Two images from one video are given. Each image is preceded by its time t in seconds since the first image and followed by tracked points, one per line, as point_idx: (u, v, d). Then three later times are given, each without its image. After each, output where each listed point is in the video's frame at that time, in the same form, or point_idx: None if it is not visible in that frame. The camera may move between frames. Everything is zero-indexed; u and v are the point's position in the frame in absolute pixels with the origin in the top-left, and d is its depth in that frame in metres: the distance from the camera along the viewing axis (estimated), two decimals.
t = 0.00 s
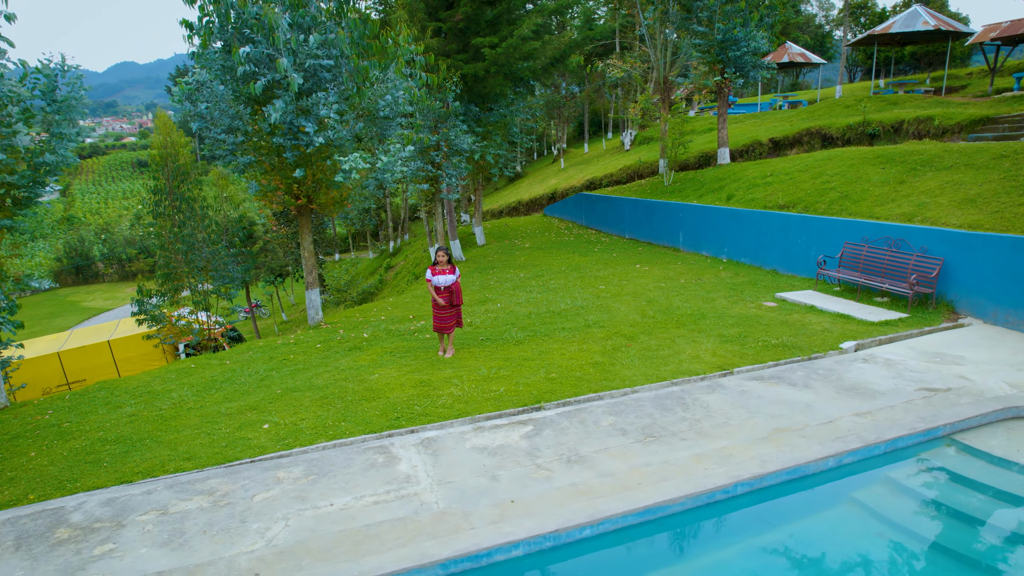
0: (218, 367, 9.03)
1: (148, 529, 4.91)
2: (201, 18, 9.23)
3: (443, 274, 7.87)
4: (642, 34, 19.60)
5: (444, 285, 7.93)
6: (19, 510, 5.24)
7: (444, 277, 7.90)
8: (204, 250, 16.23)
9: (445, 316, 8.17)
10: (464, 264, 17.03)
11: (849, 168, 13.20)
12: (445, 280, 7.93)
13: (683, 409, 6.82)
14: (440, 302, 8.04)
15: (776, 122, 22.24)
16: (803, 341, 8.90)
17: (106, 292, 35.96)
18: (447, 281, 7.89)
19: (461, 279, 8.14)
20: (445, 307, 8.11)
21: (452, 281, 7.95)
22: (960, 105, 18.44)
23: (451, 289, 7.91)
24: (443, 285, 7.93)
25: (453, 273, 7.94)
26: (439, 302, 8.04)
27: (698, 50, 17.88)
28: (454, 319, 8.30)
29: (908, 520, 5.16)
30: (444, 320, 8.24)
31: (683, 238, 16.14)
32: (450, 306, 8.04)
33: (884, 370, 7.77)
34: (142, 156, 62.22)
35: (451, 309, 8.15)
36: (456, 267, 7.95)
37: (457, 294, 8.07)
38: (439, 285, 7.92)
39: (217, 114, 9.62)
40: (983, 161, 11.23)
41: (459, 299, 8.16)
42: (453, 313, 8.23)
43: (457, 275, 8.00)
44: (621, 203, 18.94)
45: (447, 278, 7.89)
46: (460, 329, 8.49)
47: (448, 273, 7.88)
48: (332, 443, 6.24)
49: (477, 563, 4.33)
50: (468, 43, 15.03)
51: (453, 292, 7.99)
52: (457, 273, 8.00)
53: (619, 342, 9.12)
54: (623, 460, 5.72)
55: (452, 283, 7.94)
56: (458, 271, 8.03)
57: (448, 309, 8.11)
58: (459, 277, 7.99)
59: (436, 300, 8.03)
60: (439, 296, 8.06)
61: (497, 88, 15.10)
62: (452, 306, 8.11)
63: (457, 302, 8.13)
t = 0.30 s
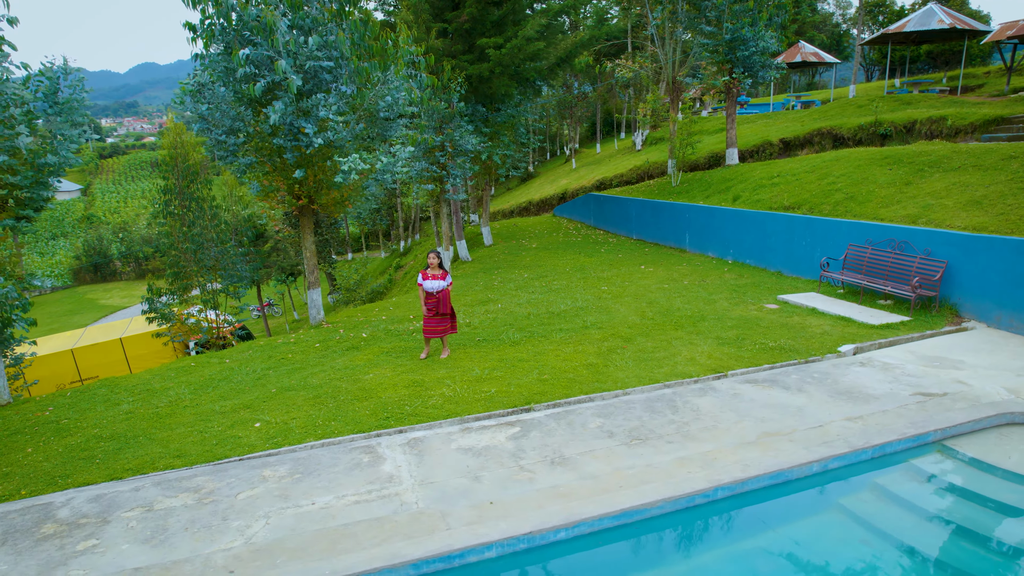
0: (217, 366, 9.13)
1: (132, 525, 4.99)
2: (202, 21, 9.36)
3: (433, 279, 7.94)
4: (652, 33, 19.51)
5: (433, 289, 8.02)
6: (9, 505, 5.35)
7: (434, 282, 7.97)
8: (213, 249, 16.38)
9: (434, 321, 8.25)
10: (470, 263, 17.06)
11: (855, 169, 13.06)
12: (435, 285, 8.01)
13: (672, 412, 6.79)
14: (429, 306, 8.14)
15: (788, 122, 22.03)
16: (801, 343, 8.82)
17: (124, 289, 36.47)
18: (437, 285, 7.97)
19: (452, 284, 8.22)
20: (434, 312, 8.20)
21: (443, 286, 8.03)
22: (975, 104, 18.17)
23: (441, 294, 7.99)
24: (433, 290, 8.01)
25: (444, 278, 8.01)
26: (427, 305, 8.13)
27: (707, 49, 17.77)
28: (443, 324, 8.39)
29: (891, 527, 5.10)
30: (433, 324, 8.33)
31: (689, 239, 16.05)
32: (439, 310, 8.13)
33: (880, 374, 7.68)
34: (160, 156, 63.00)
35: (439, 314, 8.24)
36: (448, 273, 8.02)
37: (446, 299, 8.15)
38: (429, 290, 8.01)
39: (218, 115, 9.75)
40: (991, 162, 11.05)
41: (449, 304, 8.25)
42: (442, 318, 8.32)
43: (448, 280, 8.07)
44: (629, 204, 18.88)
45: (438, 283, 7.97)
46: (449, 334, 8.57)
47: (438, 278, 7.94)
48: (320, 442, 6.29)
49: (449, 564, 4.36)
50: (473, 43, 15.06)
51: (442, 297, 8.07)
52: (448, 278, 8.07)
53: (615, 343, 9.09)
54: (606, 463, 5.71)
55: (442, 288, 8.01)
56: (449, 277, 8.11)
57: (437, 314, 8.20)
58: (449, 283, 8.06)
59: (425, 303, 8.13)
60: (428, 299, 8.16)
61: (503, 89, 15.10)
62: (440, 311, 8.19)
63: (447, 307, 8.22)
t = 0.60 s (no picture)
0: (217, 364, 9.25)
1: (117, 521, 5.07)
2: (205, 24, 9.49)
3: (418, 279, 8.18)
4: (661, 32, 19.40)
5: (418, 289, 8.26)
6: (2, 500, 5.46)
7: (420, 282, 8.21)
8: (222, 249, 16.56)
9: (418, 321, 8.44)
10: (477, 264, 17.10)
11: (862, 170, 12.92)
12: (421, 285, 8.23)
13: (662, 414, 6.76)
14: (415, 306, 8.35)
15: (800, 122, 21.80)
16: (800, 346, 8.73)
17: (141, 288, 36.98)
18: (419, 286, 8.19)
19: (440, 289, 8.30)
20: (421, 312, 8.38)
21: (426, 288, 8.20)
22: (991, 104, 17.86)
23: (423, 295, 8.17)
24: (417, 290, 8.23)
25: (429, 281, 8.18)
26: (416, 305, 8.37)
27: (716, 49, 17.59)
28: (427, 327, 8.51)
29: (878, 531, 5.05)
30: (422, 325, 8.50)
31: (696, 240, 15.95)
32: (421, 312, 8.27)
33: (877, 379, 7.58)
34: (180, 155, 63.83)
35: (422, 316, 8.39)
36: (433, 277, 8.16)
37: (426, 302, 8.28)
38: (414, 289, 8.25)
39: (220, 116, 9.88)
40: (1000, 163, 10.87)
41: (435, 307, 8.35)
42: (429, 320, 8.46)
43: (433, 283, 8.22)
44: (637, 204, 18.80)
45: (423, 283, 8.18)
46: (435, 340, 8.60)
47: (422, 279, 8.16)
48: (309, 441, 6.35)
49: (422, 564, 4.39)
50: (480, 44, 15.09)
51: (424, 298, 8.24)
52: (434, 282, 8.22)
53: (612, 345, 9.07)
54: (591, 465, 5.70)
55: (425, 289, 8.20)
56: (435, 280, 8.23)
57: (421, 315, 8.37)
58: (434, 286, 8.19)
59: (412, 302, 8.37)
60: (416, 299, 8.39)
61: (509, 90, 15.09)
62: (423, 313, 8.34)
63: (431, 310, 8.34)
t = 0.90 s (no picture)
0: (219, 363, 9.36)
1: (106, 517, 5.16)
2: (210, 27, 9.60)
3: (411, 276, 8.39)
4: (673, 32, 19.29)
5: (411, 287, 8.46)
6: None
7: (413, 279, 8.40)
8: (233, 248, 16.73)
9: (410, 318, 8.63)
10: (485, 264, 17.12)
11: (872, 172, 12.79)
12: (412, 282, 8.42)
13: (654, 417, 6.73)
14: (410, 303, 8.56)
15: (814, 123, 21.56)
16: (800, 350, 8.64)
17: (159, 285, 37.52)
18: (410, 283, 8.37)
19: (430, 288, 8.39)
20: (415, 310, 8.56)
21: (414, 285, 8.36)
22: (1009, 104, 17.54)
23: (410, 292, 8.31)
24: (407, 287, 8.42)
25: (419, 278, 8.34)
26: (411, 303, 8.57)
27: (727, 49, 17.45)
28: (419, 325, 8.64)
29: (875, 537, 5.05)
30: (417, 323, 8.66)
31: (704, 241, 15.85)
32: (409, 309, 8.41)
33: (875, 383, 7.49)
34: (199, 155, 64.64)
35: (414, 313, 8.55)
36: (422, 275, 8.31)
37: (414, 299, 8.42)
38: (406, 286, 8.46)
39: (224, 118, 10.00)
40: (1011, 165, 10.69)
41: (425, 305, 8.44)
42: (422, 318, 8.60)
43: (421, 281, 8.35)
44: (646, 205, 18.72)
45: (414, 280, 8.37)
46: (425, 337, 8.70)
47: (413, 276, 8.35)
48: (301, 440, 6.40)
49: (399, 564, 4.43)
50: (487, 45, 15.13)
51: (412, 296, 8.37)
52: (422, 279, 8.36)
53: (611, 347, 9.05)
54: (577, 468, 5.69)
55: (415, 287, 8.36)
56: (425, 278, 8.35)
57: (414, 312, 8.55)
58: (423, 284, 8.33)
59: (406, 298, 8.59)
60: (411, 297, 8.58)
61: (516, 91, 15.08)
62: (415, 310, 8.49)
63: (421, 308, 8.45)
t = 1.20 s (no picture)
0: (224, 361, 9.50)
1: (100, 513, 5.26)
2: (218, 30, 9.73)
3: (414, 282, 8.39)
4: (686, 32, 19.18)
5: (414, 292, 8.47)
6: None
7: (416, 284, 8.42)
8: (246, 247, 16.92)
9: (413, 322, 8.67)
10: (494, 265, 17.16)
11: (884, 173, 12.64)
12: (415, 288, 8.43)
13: (649, 421, 6.70)
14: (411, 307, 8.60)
15: (830, 123, 21.30)
16: (802, 353, 8.54)
17: (179, 283, 38.13)
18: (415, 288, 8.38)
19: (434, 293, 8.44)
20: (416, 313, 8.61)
21: (418, 290, 8.39)
22: None
23: (414, 297, 8.33)
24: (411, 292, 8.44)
25: (424, 284, 8.38)
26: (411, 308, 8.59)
27: (740, 49, 17.32)
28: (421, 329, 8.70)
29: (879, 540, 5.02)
30: (418, 326, 8.70)
31: (715, 242, 15.73)
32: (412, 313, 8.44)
33: (877, 388, 7.38)
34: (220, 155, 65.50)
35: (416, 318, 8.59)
36: (427, 281, 8.34)
37: (418, 305, 8.46)
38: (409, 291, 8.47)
39: (231, 119, 10.14)
40: None
41: (428, 310, 8.49)
42: (424, 321, 8.66)
43: (426, 286, 8.39)
44: (658, 206, 18.62)
45: (417, 286, 8.39)
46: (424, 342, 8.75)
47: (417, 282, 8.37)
48: (296, 439, 6.47)
49: (379, 564, 4.47)
50: (497, 46, 15.17)
51: (416, 301, 8.41)
52: (427, 285, 8.39)
53: (612, 349, 9.03)
54: (566, 471, 5.68)
55: (419, 293, 8.38)
56: (429, 284, 8.39)
57: (416, 317, 8.58)
58: (428, 290, 8.37)
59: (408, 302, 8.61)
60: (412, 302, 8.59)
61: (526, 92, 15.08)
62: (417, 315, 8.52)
63: (424, 313, 8.50)
